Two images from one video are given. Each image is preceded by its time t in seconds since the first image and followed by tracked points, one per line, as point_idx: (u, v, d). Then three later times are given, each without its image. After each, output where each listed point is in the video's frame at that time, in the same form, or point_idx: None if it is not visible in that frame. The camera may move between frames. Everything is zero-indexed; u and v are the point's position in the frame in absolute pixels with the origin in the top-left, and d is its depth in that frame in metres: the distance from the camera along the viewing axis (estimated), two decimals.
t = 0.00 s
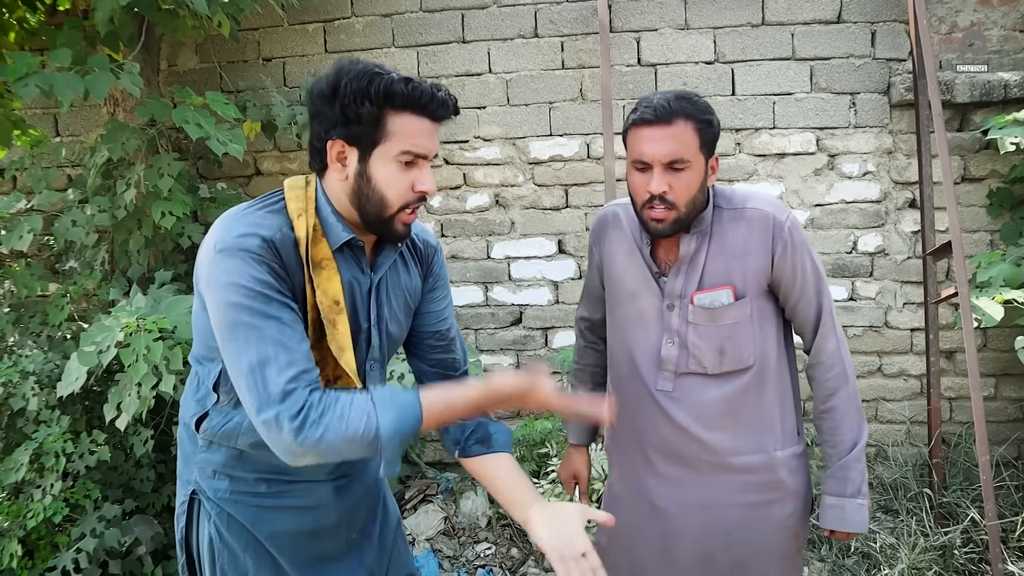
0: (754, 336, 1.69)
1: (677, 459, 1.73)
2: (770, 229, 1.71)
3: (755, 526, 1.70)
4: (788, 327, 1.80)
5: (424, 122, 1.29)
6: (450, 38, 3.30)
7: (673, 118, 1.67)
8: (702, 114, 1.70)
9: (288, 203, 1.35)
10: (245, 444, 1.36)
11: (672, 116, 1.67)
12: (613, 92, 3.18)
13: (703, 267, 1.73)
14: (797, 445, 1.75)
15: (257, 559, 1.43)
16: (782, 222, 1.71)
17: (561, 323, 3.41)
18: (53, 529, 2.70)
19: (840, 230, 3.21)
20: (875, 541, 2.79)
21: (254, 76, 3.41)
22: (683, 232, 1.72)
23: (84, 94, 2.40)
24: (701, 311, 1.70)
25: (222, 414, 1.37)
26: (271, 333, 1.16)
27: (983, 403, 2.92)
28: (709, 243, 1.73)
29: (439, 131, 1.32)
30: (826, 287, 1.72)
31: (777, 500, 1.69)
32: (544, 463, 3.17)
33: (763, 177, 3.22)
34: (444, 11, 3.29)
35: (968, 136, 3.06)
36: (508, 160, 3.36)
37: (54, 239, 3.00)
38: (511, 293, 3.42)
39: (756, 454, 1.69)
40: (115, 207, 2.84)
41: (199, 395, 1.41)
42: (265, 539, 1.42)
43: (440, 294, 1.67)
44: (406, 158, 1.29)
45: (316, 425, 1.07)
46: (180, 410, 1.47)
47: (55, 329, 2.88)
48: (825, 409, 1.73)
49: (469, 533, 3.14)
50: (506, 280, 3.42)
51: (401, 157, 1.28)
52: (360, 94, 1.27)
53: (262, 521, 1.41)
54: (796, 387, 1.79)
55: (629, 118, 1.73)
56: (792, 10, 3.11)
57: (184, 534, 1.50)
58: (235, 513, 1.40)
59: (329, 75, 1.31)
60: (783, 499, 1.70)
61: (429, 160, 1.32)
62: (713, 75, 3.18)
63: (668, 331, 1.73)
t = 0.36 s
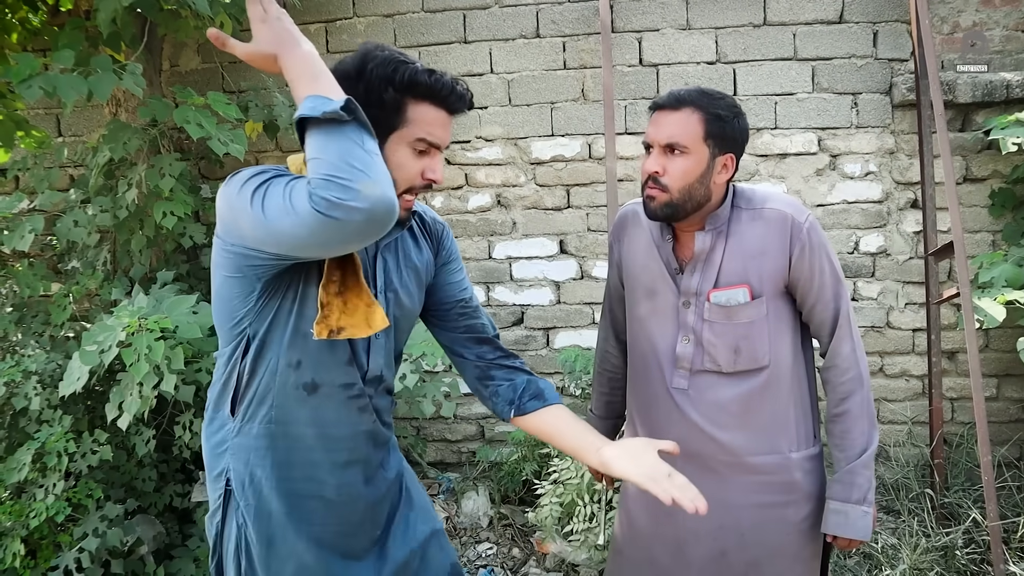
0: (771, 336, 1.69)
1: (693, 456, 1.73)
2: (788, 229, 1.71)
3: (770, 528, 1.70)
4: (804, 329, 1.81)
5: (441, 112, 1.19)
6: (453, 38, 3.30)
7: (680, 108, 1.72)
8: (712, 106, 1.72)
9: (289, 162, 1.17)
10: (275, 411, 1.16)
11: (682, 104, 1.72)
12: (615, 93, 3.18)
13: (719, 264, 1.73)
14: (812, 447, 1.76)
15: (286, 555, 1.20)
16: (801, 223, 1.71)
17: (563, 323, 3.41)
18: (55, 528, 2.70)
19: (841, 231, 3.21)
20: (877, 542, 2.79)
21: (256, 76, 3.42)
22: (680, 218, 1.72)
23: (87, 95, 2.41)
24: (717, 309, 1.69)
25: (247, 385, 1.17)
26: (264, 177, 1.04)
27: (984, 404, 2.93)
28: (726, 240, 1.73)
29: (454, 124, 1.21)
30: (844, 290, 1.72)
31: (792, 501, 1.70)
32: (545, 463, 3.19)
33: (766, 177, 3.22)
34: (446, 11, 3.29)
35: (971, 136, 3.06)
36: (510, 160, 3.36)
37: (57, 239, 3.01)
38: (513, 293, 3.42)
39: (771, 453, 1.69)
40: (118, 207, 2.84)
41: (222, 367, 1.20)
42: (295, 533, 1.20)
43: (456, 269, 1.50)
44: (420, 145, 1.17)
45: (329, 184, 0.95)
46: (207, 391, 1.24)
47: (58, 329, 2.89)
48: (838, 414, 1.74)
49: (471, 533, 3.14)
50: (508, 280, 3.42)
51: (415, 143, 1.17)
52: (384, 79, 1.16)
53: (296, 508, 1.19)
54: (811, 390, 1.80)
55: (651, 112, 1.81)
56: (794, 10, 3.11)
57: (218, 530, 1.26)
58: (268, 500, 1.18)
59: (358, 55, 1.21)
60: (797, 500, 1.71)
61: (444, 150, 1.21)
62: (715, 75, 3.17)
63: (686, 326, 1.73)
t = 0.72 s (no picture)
0: (762, 333, 1.70)
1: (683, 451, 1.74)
2: (780, 226, 1.71)
3: (756, 526, 1.70)
4: (793, 329, 1.80)
5: (508, 119, 1.37)
6: (455, 38, 3.30)
7: (677, 105, 1.73)
8: (706, 103, 1.72)
9: (379, 191, 1.39)
10: (329, 427, 1.43)
11: (677, 101, 1.73)
12: (617, 93, 3.18)
13: (713, 259, 1.73)
14: (799, 446, 1.76)
15: (329, 547, 1.48)
16: (794, 222, 1.71)
17: (565, 323, 3.41)
18: (58, 528, 2.70)
19: (843, 231, 3.21)
20: (879, 542, 2.79)
21: (259, 76, 3.42)
22: (676, 214, 1.73)
23: (90, 95, 2.41)
24: (710, 304, 1.70)
25: (304, 401, 1.44)
26: (391, 311, 1.25)
27: (986, 404, 2.93)
28: (720, 236, 1.74)
29: (519, 129, 1.40)
30: (833, 290, 1.73)
31: (778, 499, 1.71)
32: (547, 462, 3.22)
33: (768, 177, 3.22)
34: (448, 11, 3.29)
35: (973, 136, 3.06)
36: (512, 160, 3.36)
37: (60, 239, 3.01)
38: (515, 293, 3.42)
39: (759, 450, 1.70)
40: (120, 207, 2.84)
41: (287, 380, 1.49)
42: (335, 527, 1.47)
43: (507, 272, 1.71)
44: (489, 150, 1.37)
45: (456, 413, 1.22)
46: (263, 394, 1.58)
47: (61, 329, 2.90)
48: (820, 414, 1.72)
49: (473, 533, 3.14)
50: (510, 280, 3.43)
51: (485, 148, 1.36)
52: (456, 86, 1.34)
53: (337, 506, 1.47)
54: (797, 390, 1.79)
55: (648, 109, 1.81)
56: (796, 10, 3.11)
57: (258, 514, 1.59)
58: (313, 496, 1.47)
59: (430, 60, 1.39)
60: (782, 498, 1.71)
61: (508, 155, 1.41)
62: (717, 75, 3.18)
63: (677, 321, 1.73)
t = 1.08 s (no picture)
0: (767, 332, 1.69)
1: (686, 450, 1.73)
2: (789, 224, 1.71)
3: (760, 525, 1.70)
4: (799, 330, 1.80)
5: (539, 109, 1.39)
6: (455, 38, 3.30)
7: (697, 101, 1.69)
8: (722, 100, 1.70)
9: (416, 188, 1.41)
10: (365, 413, 1.45)
11: (698, 98, 1.68)
12: (618, 92, 3.18)
13: (719, 258, 1.72)
14: (802, 446, 1.75)
15: (356, 528, 1.49)
16: (803, 221, 1.71)
17: (567, 323, 3.41)
18: (60, 527, 2.71)
19: (845, 231, 3.20)
20: (880, 542, 2.79)
21: (259, 76, 3.42)
22: (693, 214, 1.70)
23: (91, 94, 2.41)
24: (716, 303, 1.69)
25: (337, 384, 1.46)
26: (415, 313, 1.30)
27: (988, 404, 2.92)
28: (728, 234, 1.73)
29: (550, 119, 1.42)
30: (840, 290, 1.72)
31: (781, 499, 1.70)
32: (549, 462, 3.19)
33: (769, 177, 3.22)
34: (449, 11, 3.29)
35: (975, 136, 3.05)
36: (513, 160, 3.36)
37: (61, 239, 3.01)
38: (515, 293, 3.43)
39: (763, 449, 1.69)
40: (121, 207, 2.84)
41: (323, 364, 1.51)
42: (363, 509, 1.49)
43: (537, 271, 1.72)
44: (522, 141, 1.38)
45: (459, 417, 1.27)
46: (298, 376, 1.58)
47: (62, 329, 2.90)
48: (825, 412, 1.73)
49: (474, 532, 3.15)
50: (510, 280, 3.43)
51: (518, 139, 1.38)
52: (486, 80, 1.36)
53: (367, 489, 1.49)
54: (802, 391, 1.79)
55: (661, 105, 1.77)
56: (797, 10, 3.11)
57: (285, 492, 1.58)
58: (343, 478, 1.49)
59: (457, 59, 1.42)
60: (786, 498, 1.71)
61: (541, 145, 1.42)
62: (718, 75, 3.17)
63: (682, 319, 1.72)
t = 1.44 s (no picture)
0: (775, 331, 1.62)
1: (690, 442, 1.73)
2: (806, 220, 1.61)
3: (758, 527, 1.67)
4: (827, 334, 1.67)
5: (540, 101, 1.38)
6: (456, 38, 3.30)
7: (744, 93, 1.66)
8: (769, 99, 1.67)
9: (418, 183, 1.42)
10: (373, 405, 1.46)
11: (745, 90, 1.65)
12: (619, 92, 3.17)
13: (733, 253, 1.67)
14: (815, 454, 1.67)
15: (364, 521, 1.50)
16: (820, 220, 1.59)
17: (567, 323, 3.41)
18: (61, 527, 2.71)
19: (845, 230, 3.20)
20: (881, 543, 2.79)
21: (260, 76, 3.42)
22: (721, 205, 1.66)
23: (92, 94, 2.41)
24: (720, 296, 1.65)
25: (345, 376, 1.47)
26: (407, 303, 1.29)
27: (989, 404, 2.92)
28: (745, 231, 1.67)
29: (552, 111, 1.41)
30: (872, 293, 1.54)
31: (782, 503, 1.65)
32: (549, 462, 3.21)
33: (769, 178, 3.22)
34: (450, 11, 3.29)
35: (976, 136, 3.05)
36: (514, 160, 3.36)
37: (62, 239, 3.02)
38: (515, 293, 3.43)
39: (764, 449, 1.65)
40: (122, 207, 2.85)
41: (332, 356, 1.52)
42: (372, 501, 1.49)
43: (548, 263, 1.71)
44: (523, 133, 1.37)
45: (445, 406, 1.24)
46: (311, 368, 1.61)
47: (62, 328, 2.90)
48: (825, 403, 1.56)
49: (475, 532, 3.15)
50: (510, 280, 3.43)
51: (519, 132, 1.37)
52: (485, 73, 1.35)
53: (374, 481, 1.49)
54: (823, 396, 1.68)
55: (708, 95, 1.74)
56: (798, 10, 3.11)
57: (300, 482, 1.62)
58: (350, 471, 1.50)
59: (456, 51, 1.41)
60: (788, 503, 1.65)
61: (543, 136, 1.41)
62: (719, 75, 3.17)
63: (691, 309, 1.72)
